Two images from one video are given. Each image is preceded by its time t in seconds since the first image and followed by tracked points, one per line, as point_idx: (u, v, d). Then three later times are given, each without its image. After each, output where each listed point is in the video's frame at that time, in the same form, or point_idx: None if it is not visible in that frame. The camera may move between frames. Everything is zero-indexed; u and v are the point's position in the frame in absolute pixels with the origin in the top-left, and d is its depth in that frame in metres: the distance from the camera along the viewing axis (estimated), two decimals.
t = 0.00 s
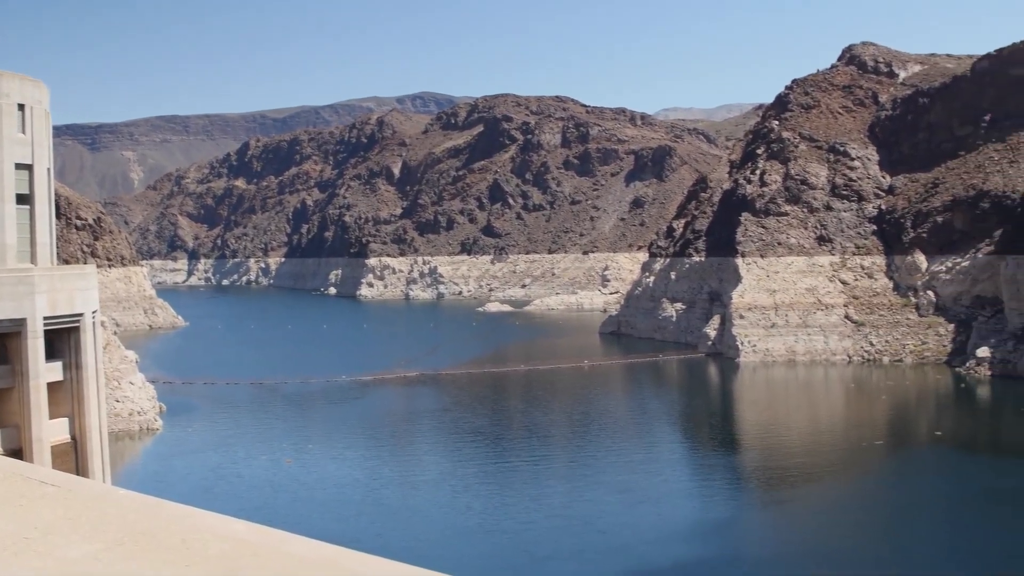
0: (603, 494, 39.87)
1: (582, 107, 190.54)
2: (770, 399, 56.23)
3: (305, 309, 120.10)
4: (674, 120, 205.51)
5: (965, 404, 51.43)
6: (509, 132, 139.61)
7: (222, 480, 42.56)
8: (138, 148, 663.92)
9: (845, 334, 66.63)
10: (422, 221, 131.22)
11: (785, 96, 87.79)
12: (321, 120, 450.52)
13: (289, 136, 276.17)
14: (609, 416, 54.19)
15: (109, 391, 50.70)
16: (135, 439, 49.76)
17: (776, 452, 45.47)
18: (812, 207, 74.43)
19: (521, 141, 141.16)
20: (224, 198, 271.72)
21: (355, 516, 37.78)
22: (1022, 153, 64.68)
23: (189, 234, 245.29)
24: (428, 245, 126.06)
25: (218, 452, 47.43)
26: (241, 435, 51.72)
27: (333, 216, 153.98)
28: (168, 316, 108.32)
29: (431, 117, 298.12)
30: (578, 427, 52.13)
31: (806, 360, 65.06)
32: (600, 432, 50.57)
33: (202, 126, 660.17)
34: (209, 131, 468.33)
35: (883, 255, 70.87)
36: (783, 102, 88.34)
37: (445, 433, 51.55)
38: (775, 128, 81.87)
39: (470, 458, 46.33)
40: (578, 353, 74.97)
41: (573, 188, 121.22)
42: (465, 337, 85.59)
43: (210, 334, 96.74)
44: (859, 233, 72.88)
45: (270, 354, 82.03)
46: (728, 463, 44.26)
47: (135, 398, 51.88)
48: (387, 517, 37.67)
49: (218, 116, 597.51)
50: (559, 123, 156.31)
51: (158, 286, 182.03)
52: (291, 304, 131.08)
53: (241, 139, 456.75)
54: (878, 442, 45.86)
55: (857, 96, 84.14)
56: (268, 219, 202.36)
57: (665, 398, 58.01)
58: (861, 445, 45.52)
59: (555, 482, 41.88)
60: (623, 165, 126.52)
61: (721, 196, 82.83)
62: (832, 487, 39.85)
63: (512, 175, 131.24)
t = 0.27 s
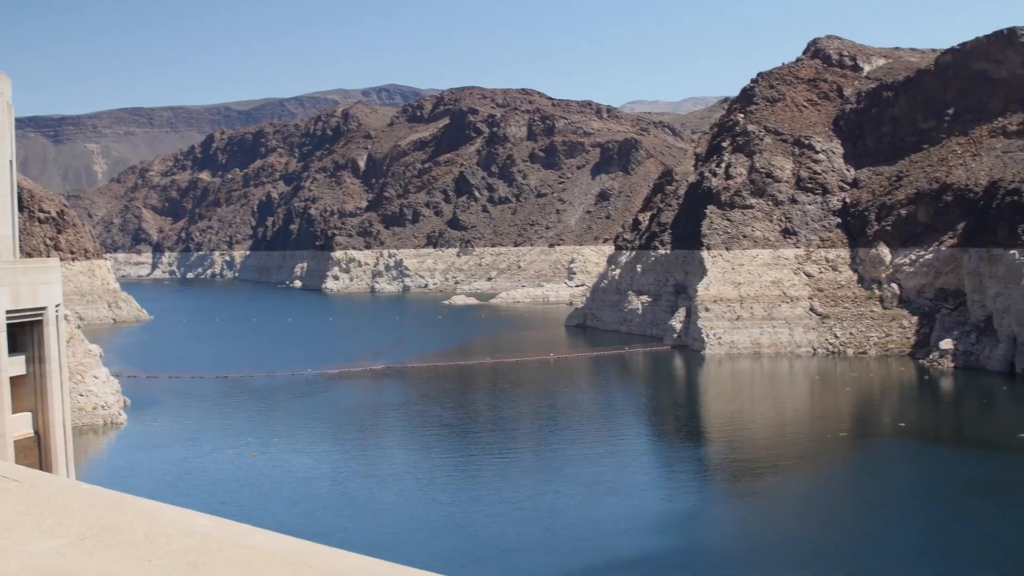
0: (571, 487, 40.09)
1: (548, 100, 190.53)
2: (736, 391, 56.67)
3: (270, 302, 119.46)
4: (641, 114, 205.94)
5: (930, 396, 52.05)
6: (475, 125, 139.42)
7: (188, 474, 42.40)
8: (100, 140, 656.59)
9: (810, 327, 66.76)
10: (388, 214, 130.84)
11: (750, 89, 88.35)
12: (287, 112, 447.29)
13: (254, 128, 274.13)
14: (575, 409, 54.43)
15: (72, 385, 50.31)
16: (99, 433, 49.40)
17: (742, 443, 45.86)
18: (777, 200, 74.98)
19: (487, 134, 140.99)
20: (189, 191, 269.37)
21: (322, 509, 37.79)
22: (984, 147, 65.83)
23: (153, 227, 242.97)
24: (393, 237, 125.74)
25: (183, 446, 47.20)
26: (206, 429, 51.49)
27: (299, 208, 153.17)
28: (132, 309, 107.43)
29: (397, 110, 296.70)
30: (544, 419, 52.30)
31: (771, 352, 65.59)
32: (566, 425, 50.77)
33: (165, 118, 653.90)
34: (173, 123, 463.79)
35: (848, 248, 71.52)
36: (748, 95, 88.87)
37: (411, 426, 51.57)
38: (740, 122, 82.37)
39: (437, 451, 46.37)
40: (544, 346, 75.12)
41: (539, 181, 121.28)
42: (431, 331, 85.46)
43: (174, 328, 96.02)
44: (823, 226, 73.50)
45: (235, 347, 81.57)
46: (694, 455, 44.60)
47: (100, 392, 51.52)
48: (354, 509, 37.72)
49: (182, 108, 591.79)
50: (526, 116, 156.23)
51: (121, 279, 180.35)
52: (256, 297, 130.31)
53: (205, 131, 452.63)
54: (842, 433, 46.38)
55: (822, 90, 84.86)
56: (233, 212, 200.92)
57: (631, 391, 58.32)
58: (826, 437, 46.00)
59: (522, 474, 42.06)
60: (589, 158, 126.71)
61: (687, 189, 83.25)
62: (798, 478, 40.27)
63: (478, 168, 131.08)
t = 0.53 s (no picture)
0: (539, 481, 40.16)
1: (516, 94, 190.46)
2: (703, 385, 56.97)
3: (237, 297, 118.80)
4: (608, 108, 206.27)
5: (896, 390, 52.52)
6: (442, 119, 138.99)
7: (154, 470, 42.10)
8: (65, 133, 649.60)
9: (776, 321, 67.32)
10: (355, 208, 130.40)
11: (717, 84, 88.69)
12: (254, 106, 444.52)
13: (221, 122, 272.17)
14: (542, 403, 54.50)
15: (38, 381, 49.87)
16: (65, 429, 48.98)
17: (709, 437, 46.09)
18: (744, 194, 75.38)
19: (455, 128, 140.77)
20: (155, 185, 267.29)
21: (289, 505, 37.66)
22: (949, 142, 66.77)
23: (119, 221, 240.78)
24: (361, 232, 125.37)
25: (148, 442, 46.87)
26: (172, 424, 51.16)
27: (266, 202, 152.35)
28: (98, 304, 106.52)
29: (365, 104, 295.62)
30: (512, 413, 52.32)
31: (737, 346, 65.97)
32: (534, 419, 50.83)
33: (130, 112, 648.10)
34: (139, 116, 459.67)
35: (814, 243, 72.02)
36: (715, 90, 89.19)
37: (378, 421, 51.44)
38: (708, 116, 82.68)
39: (404, 445, 46.29)
40: (512, 340, 75.19)
41: (507, 174, 121.24)
42: (399, 325, 85.31)
43: (140, 322, 95.30)
44: (790, 220, 73.96)
45: (201, 342, 81.05)
46: (662, 449, 44.80)
47: (66, 387, 51.08)
48: (322, 505, 37.62)
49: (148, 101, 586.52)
50: (493, 110, 156.10)
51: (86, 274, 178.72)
52: (222, 291, 129.55)
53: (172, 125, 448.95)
54: (809, 427, 46.75)
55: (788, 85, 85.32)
56: (200, 206, 199.51)
57: (599, 385, 58.49)
58: (793, 430, 46.34)
59: (490, 469, 42.09)
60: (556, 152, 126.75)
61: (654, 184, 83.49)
62: (764, 472, 40.53)
63: (445, 162, 130.64)
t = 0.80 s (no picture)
0: (506, 477, 40.22)
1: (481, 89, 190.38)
2: (669, 379, 57.26)
3: (202, 292, 117.90)
4: (574, 103, 206.64)
5: (860, 384, 53.05)
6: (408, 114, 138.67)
7: (118, 467, 41.75)
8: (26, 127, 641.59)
9: (742, 315, 67.83)
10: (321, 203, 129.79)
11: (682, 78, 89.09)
12: (219, 101, 441.16)
13: (185, 117, 269.94)
14: (509, 398, 54.55)
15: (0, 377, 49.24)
16: (28, 426, 48.39)
17: (675, 431, 46.33)
18: (709, 189, 75.75)
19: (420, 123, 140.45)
20: (117, 180, 264.56)
21: (256, 501, 37.47)
22: (912, 137, 67.57)
23: (81, 217, 238.08)
24: (326, 227, 124.78)
25: (112, 439, 46.42)
26: (135, 421, 50.73)
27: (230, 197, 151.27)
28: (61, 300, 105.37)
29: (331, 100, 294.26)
30: (478, 409, 52.32)
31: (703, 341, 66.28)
32: (500, 414, 50.88)
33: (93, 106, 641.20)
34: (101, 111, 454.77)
35: (779, 237, 72.52)
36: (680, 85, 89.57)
37: (344, 416, 51.29)
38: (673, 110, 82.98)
39: (370, 441, 46.18)
40: (478, 336, 75.14)
41: (472, 169, 121.15)
42: (364, 320, 85.07)
43: (103, 318, 94.37)
44: (755, 215, 74.43)
45: (165, 339, 80.39)
46: (628, 444, 44.97)
47: (29, 384, 50.47)
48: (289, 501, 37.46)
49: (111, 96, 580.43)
50: (458, 105, 155.91)
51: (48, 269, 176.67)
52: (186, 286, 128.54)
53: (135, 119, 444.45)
54: (774, 421, 47.12)
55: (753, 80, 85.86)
56: (164, 201, 197.78)
57: (565, 380, 58.63)
58: (758, 425, 46.70)
59: (458, 464, 42.08)
60: (522, 147, 126.84)
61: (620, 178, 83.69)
62: (730, 466, 40.84)
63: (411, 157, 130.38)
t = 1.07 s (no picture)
0: (474, 469, 40.37)
1: (448, 83, 190.25)
2: (635, 372, 57.62)
3: (166, 287, 117.17)
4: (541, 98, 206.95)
5: (825, 376, 53.66)
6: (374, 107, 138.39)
7: (82, 463, 41.47)
8: None
9: (707, 309, 68.34)
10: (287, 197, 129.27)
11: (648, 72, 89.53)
12: (185, 93, 437.85)
13: (150, 110, 267.71)
14: (476, 391, 54.65)
15: None
16: None
17: (642, 424, 46.61)
18: (675, 182, 76.20)
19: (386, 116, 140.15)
20: (81, 174, 262.06)
21: (222, 496, 37.35)
22: (877, 132, 68.33)
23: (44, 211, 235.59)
24: (292, 220, 124.28)
25: (75, 433, 46.11)
26: (100, 416, 50.40)
27: (196, 191, 150.33)
28: (24, 295, 104.41)
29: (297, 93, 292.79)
30: (446, 402, 52.39)
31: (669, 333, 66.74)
32: (468, 408, 50.99)
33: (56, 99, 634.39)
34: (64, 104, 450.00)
35: (744, 231, 73.10)
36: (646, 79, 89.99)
37: (310, 410, 51.18)
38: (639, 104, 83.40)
39: (338, 435, 46.14)
40: (445, 329, 75.21)
41: (439, 163, 121.09)
42: (330, 314, 84.91)
43: (67, 313, 93.58)
44: (721, 209, 74.99)
45: (130, 333, 79.87)
46: (595, 436, 45.20)
47: None
48: (256, 496, 37.39)
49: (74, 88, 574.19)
50: (425, 99, 155.69)
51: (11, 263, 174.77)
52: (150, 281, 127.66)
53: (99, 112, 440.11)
54: (740, 414, 47.54)
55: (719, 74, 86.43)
56: (128, 195, 196.22)
57: (532, 373, 58.84)
58: (724, 417, 47.10)
59: (425, 457, 42.17)
60: (488, 141, 126.88)
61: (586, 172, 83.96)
62: (697, 458, 41.17)
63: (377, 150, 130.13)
